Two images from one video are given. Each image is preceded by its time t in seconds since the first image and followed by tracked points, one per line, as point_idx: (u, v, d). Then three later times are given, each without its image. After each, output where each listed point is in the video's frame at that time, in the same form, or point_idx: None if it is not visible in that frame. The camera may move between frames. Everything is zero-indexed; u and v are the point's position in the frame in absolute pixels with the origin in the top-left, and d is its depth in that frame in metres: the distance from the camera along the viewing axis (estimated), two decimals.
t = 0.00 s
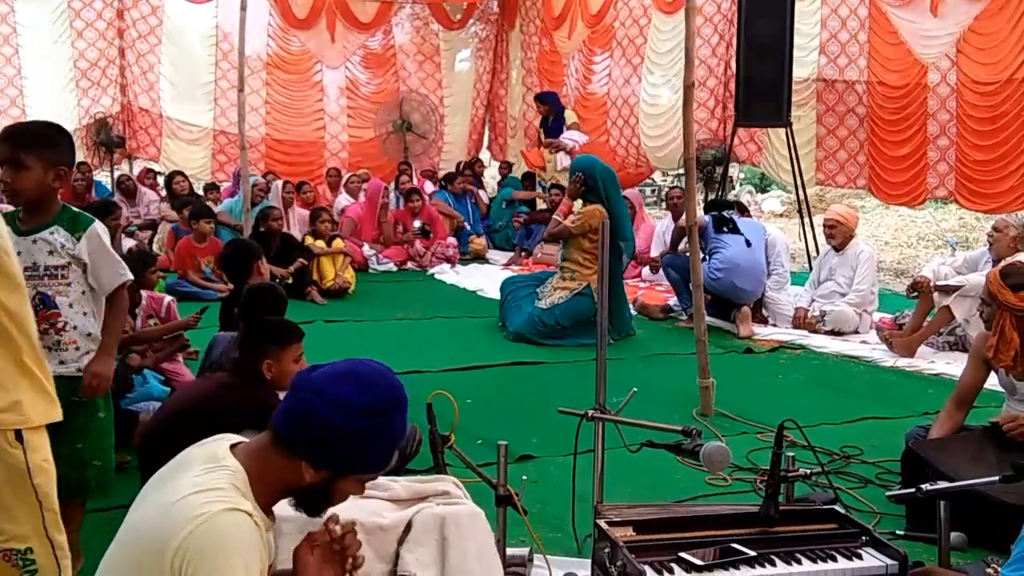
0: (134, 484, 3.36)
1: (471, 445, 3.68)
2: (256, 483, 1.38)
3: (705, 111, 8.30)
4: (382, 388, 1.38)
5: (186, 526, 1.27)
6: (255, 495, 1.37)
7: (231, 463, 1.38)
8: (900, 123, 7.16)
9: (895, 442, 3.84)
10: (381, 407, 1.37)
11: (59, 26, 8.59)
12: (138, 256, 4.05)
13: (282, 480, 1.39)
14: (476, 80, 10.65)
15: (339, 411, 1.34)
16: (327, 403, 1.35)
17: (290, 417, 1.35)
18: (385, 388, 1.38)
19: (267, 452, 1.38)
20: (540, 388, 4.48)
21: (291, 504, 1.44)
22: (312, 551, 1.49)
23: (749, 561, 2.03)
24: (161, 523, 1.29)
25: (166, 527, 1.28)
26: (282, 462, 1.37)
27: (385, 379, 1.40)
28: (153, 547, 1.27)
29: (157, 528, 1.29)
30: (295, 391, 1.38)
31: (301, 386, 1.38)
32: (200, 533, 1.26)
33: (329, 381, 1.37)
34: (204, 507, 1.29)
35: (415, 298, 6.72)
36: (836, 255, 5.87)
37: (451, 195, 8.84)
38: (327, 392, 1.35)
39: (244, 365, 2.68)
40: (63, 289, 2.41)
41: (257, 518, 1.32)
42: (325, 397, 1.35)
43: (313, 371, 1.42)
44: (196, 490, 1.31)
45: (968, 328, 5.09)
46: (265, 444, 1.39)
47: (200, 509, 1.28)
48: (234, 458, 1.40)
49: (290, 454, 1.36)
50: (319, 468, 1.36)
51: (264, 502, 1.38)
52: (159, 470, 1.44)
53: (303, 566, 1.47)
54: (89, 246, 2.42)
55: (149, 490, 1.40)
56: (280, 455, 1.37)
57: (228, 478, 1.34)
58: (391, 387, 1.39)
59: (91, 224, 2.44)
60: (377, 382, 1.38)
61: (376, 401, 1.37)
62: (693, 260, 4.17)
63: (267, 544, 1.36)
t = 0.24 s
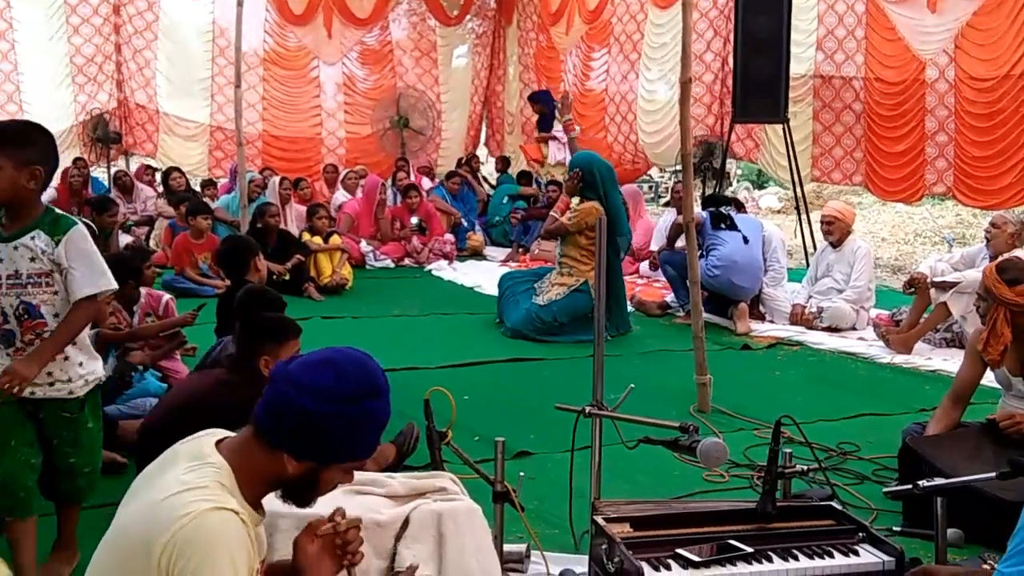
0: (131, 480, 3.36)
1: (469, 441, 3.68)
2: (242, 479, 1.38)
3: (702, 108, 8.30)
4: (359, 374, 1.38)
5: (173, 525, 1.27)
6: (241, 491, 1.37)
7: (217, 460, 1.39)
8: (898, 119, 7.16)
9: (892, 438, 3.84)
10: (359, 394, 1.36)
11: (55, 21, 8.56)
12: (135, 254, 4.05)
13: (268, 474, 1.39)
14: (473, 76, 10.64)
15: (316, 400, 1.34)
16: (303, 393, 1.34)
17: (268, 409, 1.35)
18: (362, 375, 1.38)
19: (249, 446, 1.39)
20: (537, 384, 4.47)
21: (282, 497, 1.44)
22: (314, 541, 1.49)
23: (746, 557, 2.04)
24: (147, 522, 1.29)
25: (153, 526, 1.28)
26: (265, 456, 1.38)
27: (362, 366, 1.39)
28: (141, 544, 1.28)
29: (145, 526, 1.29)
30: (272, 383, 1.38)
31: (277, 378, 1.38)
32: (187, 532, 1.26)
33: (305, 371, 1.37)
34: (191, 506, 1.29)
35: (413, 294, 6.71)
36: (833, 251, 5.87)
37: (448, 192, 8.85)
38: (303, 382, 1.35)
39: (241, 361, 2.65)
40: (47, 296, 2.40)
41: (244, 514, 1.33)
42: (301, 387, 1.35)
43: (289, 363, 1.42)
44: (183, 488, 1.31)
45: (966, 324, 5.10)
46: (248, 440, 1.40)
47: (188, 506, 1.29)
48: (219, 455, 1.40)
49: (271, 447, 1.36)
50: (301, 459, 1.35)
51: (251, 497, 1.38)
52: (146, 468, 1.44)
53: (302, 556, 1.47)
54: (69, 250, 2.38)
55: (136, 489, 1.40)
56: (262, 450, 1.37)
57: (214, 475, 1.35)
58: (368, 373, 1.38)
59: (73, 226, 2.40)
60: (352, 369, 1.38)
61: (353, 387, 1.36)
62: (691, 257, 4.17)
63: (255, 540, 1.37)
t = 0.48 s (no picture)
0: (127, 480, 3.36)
1: (463, 440, 3.68)
2: (241, 479, 1.38)
3: (696, 107, 8.31)
4: (365, 389, 1.39)
5: (174, 529, 1.29)
6: (241, 493, 1.38)
7: (214, 461, 1.39)
8: (891, 118, 7.17)
9: (886, 436, 3.85)
10: (365, 411, 1.37)
11: (48, 21, 8.55)
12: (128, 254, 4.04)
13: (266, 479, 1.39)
14: (468, 76, 10.64)
15: (323, 412, 1.35)
16: (310, 402, 1.35)
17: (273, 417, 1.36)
18: (369, 391, 1.39)
19: (251, 451, 1.38)
20: (532, 383, 4.47)
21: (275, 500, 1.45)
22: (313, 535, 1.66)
23: (740, 554, 2.04)
24: (148, 526, 1.30)
25: (154, 529, 1.30)
26: (266, 463, 1.38)
27: (370, 382, 1.40)
28: (142, 547, 1.30)
29: (145, 529, 1.31)
30: (278, 391, 1.38)
31: (283, 386, 1.38)
32: (188, 536, 1.28)
33: (313, 382, 1.37)
34: (191, 509, 1.30)
35: (407, 293, 6.71)
36: (827, 250, 5.88)
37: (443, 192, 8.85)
38: (310, 392, 1.36)
39: (235, 361, 2.65)
40: (14, 307, 2.22)
41: (244, 517, 1.34)
42: (307, 397, 1.36)
43: (295, 371, 1.42)
44: (182, 491, 1.32)
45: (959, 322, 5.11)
46: (249, 444, 1.40)
47: (187, 511, 1.30)
48: (217, 457, 1.40)
49: (272, 453, 1.36)
50: (303, 470, 1.36)
51: (251, 500, 1.38)
52: (141, 466, 1.45)
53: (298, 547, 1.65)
54: (37, 257, 2.20)
55: (133, 488, 1.41)
56: (263, 456, 1.37)
57: (212, 477, 1.35)
58: (376, 391, 1.39)
59: (46, 232, 2.22)
60: (360, 384, 1.39)
61: (361, 402, 1.37)
62: (685, 255, 4.17)
63: (254, 541, 1.38)
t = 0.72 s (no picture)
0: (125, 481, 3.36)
1: (460, 438, 3.69)
2: (246, 481, 1.38)
3: (692, 104, 8.31)
4: (379, 403, 1.40)
5: (175, 528, 1.28)
6: (243, 494, 1.37)
7: (218, 462, 1.39)
8: (886, 114, 7.17)
9: (882, 432, 3.86)
10: (376, 423, 1.38)
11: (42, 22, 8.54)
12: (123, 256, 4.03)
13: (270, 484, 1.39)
14: (463, 74, 10.64)
15: (335, 423, 1.35)
16: (324, 411, 1.35)
17: (286, 423, 1.35)
18: (381, 405, 1.39)
19: (258, 455, 1.38)
20: (528, 382, 4.48)
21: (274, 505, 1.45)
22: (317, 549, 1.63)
23: (737, 551, 2.04)
24: (149, 525, 1.30)
25: (155, 528, 1.29)
26: (271, 468, 1.37)
27: (383, 396, 1.41)
28: (142, 546, 1.29)
29: (145, 529, 1.30)
30: (292, 398, 1.38)
31: (297, 394, 1.38)
32: (188, 535, 1.27)
33: (327, 391, 1.38)
34: (192, 508, 1.30)
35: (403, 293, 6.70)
36: (823, 246, 5.89)
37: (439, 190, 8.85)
38: (324, 401, 1.36)
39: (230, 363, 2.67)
40: None
41: (245, 518, 1.34)
42: (321, 405, 1.36)
43: (309, 381, 1.42)
44: (183, 491, 1.32)
45: (955, 317, 5.12)
46: (256, 449, 1.39)
47: (188, 510, 1.30)
48: (222, 458, 1.40)
49: (282, 459, 1.36)
50: (309, 478, 1.36)
51: (252, 502, 1.38)
52: (143, 467, 1.45)
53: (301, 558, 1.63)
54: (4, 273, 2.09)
55: (135, 489, 1.41)
56: (271, 461, 1.37)
57: (215, 477, 1.35)
58: (389, 406, 1.40)
59: (13, 246, 2.11)
60: (374, 396, 1.39)
61: (374, 415, 1.38)
62: (681, 253, 4.17)
63: (254, 542, 1.38)
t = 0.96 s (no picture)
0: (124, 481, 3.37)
1: (457, 436, 3.68)
2: (251, 484, 1.43)
3: (688, 101, 8.31)
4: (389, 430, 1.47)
5: (176, 529, 1.33)
6: (248, 496, 1.43)
7: (222, 463, 1.44)
8: (882, 110, 7.17)
9: (879, 427, 3.86)
10: (383, 449, 1.46)
11: (37, 22, 8.53)
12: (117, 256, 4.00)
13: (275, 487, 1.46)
14: (459, 72, 10.64)
15: (343, 444, 1.42)
16: (339, 434, 1.42)
17: (301, 439, 1.42)
18: (389, 431, 1.47)
19: (266, 459, 1.45)
20: (526, 379, 4.47)
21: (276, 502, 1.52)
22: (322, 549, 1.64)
23: (734, 546, 2.04)
24: (152, 524, 1.35)
25: (158, 528, 1.34)
26: (278, 473, 1.44)
27: (394, 422, 1.48)
28: (145, 545, 1.34)
29: (148, 528, 1.35)
30: (310, 413, 1.44)
31: (315, 409, 1.45)
32: (190, 537, 1.32)
33: (342, 411, 1.44)
34: (196, 510, 1.35)
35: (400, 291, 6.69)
36: (820, 242, 5.89)
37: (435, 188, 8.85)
38: (341, 424, 1.43)
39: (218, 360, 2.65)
40: None
41: (247, 519, 1.38)
42: (337, 427, 1.43)
43: (326, 394, 1.49)
44: (187, 491, 1.37)
45: (952, 313, 5.12)
46: (265, 454, 1.45)
47: (190, 511, 1.35)
48: (228, 460, 1.45)
49: (292, 472, 1.43)
50: (311, 488, 1.43)
51: (255, 504, 1.44)
52: (147, 464, 1.50)
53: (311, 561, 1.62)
54: None
55: (139, 486, 1.46)
56: (280, 470, 1.43)
57: (219, 479, 1.40)
58: (395, 433, 1.47)
59: None
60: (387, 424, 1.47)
61: (383, 442, 1.45)
62: (677, 250, 4.17)
63: (255, 543, 1.42)
